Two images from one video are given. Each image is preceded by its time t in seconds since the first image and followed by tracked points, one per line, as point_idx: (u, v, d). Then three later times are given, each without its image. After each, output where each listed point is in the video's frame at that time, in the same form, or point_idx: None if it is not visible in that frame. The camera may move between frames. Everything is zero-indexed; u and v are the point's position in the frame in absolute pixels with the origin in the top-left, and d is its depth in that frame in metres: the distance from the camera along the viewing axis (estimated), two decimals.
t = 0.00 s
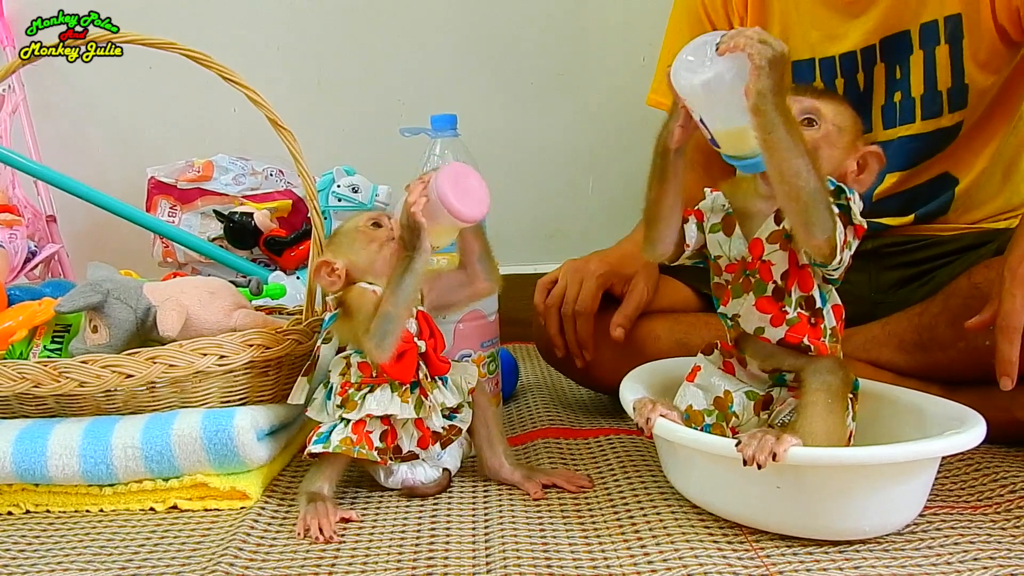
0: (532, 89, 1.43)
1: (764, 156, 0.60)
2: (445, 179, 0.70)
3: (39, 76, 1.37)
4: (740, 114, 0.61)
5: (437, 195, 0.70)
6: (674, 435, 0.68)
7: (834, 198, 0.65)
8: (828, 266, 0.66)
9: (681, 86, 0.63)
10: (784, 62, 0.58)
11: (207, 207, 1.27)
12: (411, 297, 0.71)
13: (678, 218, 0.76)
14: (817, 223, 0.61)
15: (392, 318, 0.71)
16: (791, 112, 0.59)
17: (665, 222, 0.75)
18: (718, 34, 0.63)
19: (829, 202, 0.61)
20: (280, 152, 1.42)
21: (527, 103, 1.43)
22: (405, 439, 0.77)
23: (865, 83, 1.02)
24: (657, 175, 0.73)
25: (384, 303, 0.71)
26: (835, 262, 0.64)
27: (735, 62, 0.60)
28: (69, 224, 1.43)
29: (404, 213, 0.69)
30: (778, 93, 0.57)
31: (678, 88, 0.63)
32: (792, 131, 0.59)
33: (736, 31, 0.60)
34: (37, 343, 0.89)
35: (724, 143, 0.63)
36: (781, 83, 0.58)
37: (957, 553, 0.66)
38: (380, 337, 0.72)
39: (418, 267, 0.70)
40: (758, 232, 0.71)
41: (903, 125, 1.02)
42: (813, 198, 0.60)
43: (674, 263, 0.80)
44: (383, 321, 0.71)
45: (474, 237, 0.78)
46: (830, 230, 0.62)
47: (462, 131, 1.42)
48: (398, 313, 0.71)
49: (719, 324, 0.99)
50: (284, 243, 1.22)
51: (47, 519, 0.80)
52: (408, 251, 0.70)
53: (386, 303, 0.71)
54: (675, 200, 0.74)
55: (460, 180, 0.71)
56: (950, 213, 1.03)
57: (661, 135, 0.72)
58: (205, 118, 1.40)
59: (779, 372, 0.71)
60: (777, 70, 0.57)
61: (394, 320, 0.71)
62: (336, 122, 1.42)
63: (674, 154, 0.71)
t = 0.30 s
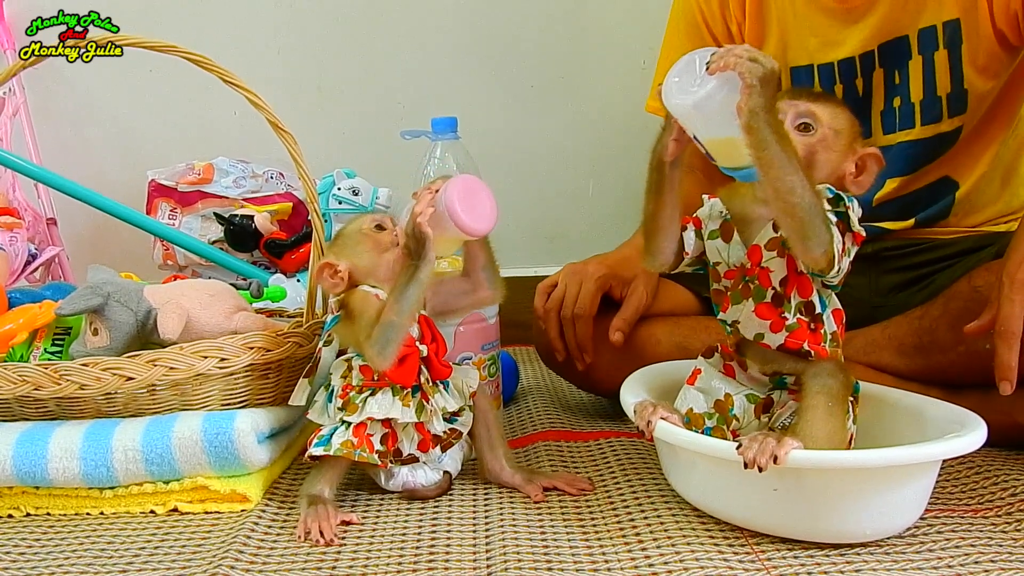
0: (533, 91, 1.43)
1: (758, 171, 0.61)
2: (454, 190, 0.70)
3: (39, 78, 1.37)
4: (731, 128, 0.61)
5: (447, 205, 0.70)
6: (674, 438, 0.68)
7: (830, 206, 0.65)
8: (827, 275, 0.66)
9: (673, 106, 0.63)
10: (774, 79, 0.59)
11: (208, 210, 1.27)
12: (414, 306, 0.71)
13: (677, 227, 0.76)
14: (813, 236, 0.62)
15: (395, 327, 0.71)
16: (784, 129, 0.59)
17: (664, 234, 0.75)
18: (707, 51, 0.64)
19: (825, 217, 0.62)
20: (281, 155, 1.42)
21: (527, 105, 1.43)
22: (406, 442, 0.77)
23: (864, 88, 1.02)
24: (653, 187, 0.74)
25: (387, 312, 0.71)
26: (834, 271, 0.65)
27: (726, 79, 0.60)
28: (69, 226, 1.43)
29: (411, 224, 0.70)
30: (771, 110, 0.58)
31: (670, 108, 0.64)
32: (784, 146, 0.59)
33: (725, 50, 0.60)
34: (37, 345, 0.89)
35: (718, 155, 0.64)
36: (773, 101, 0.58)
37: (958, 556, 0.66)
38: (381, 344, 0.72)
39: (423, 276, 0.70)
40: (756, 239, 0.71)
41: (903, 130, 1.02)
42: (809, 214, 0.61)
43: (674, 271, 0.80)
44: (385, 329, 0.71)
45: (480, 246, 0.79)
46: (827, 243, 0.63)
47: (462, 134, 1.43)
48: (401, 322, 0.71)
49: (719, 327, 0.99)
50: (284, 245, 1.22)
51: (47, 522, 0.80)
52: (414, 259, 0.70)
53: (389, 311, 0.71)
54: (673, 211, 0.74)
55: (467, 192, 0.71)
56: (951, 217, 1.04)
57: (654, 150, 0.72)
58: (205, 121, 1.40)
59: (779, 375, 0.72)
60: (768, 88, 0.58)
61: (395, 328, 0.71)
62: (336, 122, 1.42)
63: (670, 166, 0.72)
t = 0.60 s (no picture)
0: (533, 93, 1.43)
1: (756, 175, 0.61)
2: (450, 199, 0.71)
3: (40, 79, 1.37)
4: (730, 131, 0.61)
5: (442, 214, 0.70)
6: (674, 438, 0.68)
7: (831, 207, 0.65)
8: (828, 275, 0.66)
9: (672, 111, 0.64)
10: (770, 82, 0.58)
11: (207, 211, 1.27)
12: (407, 313, 0.71)
13: (678, 232, 0.76)
14: (809, 238, 0.62)
15: (387, 333, 0.71)
16: (782, 132, 0.59)
17: (666, 241, 0.76)
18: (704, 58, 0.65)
19: (823, 221, 0.62)
20: (281, 155, 1.42)
21: (527, 107, 1.43)
22: (404, 443, 0.77)
23: (865, 90, 1.02)
24: (655, 194, 0.74)
25: (380, 317, 0.71)
26: (834, 272, 0.65)
27: (722, 83, 0.61)
28: (69, 227, 1.43)
29: (404, 229, 0.69)
30: (769, 113, 0.58)
31: (669, 112, 0.64)
32: (783, 149, 0.59)
33: (721, 54, 0.60)
34: (37, 346, 0.89)
35: (720, 161, 0.64)
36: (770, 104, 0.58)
37: (958, 557, 0.66)
38: (374, 350, 0.72)
39: (416, 282, 0.70)
40: (757, 240, 0.72)
41: (904, 132, 1.02)
42: (806, 217, 0.61)
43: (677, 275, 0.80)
44: (378, 334, 0.71)
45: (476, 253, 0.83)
46: (824, 245, 0.63)
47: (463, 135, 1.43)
48: (393, 328, 0.71)
49: (719, 328, 0.99)
50: (284, 246, 1.22)
51: (47, 523, 0.80)
52: (406, 265, 0.70)
53: (382, 317, 0.71)
54: (676, 216, 0.74)
55: (462, 202, 0.71)
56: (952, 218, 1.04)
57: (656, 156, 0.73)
58: (206, 123, 1.41)
59: (779, 375, 0.72)
60: (765, 90, 0.58)
61: (388, 334, 0.71)
62: (336, 124, 1.42)
63: (671, 173, 0.72)
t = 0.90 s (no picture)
0: (534, 94, 1.43)
1: (768, 180, 0.61)
2: (444, 205, 0.70)
3: (40, 79, 1.37)
4: (742, 135, 0.61)
5: (437, 220, 0.69)
6: (674, 439, 0.68)
7: (840, 212, 0.66)
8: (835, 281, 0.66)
9: (684, 113, 0.64)
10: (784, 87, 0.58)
11: (207, 211, 1.27)
12: (400, 317, 0.71)
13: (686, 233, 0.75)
14: (821, 246, 0.63)
15: (381, 336, 0.71)
16: (795, 138, 0.59)
17: (674, 242, 0.75)
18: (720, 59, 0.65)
19: (835, 228, 0.63)
20: (281, 156, 1.42)
21: (528, 108, 1.43)
22: (403, 443, 0.77)
23: (866, 91, 1.02)
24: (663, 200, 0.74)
25: (374, 321, 0.71)
26: (843, 278, 0.65)
27: (736, 87, 0.60)
28: (69, 227, 1.43)
29: (399, 234, 0.69)
30: (782, 119, 0.58)
31: (683, 117, 0.64)
32: (796, 157, 0.59)
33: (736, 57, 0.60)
34: (37, 346, 0.89)
35: (729, 164, 0.64)
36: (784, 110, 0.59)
37: (958, 559, 0.66)
38: (368, 352, 0.72)
39: (409, 286, 0.70)
40: (764, 242, 0.71)
41: (905, 134, 1.02)
42: (819, 223, 0.61)
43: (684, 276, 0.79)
44: (372, 337, 0.71)
45: (472, 256, 0.79)
46: (836, 253, 0.64)
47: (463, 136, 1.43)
48: (387, 332, 0.71)
49: (719, 329, 0.99)
50: (284, 247, 1.22)
51: (46, 523, 0.80)
52: (401, 269, 0.70)
53: (376, 320, 0.71)
54: (684, 218, 0.74)
55: (457, 208, 0.71)
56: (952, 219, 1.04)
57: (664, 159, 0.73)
58: (206, 123, 1.41)
59: (781, 376, 0.72)
60: (778, 96, 0.58)
61: (381, 338, 0.71)
62: (337, 124, 1.42)
63: (680, 175, 0.72)
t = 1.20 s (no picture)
0: (534, 95, 1.43)
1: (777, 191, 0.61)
2: (448, 205, 0.70)
3: (41, 80, 1.38)
4: (751, 145, 0.61)
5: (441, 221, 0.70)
6: (675, 441, 0.68)
7: (849, 219, 0.66)
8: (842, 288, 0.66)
9: (692, 124, 0.64)
10: (793, 99, 0.59)
11: (208, 213, 1.27)
12: (401, 318, 0.71)
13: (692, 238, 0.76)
14: (830, 256, 0.63)
15: (381, 336, 0.71)
16: (805, 149, 0.59)
17: (681, 248, 0.76)
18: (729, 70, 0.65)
19: (844, 238, 0.63)
20: (282, 157, 1.42)
21: (529, 110, 1.43)
22: (403, 444, 0.77)
23: (865, 93, 1.02)
24: (672, 206, 0.74)
25: (375, 321, 0.71)
26: (850, 287, 0.66)
27: (745, 100, 0.61)
28: (70, 228, 1.43)
29: (403, 235, 0.70)
30: (792, 132, 0.58)
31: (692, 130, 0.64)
32: (807, 169, 0.59)
33: (744, 71, 0.60)
34: (37, 347, 0.89)
35: (739, 172, 0.64)
36: (794, 122, 0.59)
37: (959, 561, 0.66)
38: (368, 353, 0.72)
39: (411, 287, 0.70)
40: (772, 247, 0.71)
41: (905, 135, 1.02)
42: (828, 235, 0.62)
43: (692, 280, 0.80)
44: (372, 337, 0.71)
45: (473, 260, 0.79)
46: (845, 263, 0.64)
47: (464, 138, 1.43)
48: (387, 332, 0.71)
49: (720, 331, 0.99)
50: (285, 248, 1.22)
51: (47, 525, 0.79)
52: (403, 270, 0.70)
53: (376, 321, 0.71)
54: (691, 224, 0.75)
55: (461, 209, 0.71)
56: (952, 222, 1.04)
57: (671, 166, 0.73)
58: (207, 124, 1.41)
59: (786, 379, 0.72)
60: (788, 108, 0.58)
61: (381, 338, 0.71)
62: (337, 126, 1.42)
63: (687, 182, 0.72)
